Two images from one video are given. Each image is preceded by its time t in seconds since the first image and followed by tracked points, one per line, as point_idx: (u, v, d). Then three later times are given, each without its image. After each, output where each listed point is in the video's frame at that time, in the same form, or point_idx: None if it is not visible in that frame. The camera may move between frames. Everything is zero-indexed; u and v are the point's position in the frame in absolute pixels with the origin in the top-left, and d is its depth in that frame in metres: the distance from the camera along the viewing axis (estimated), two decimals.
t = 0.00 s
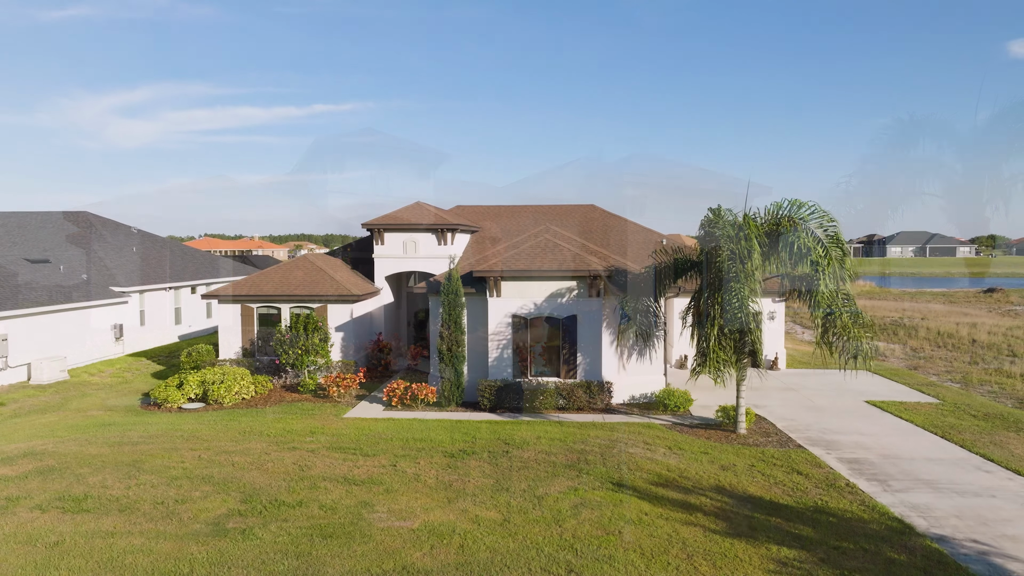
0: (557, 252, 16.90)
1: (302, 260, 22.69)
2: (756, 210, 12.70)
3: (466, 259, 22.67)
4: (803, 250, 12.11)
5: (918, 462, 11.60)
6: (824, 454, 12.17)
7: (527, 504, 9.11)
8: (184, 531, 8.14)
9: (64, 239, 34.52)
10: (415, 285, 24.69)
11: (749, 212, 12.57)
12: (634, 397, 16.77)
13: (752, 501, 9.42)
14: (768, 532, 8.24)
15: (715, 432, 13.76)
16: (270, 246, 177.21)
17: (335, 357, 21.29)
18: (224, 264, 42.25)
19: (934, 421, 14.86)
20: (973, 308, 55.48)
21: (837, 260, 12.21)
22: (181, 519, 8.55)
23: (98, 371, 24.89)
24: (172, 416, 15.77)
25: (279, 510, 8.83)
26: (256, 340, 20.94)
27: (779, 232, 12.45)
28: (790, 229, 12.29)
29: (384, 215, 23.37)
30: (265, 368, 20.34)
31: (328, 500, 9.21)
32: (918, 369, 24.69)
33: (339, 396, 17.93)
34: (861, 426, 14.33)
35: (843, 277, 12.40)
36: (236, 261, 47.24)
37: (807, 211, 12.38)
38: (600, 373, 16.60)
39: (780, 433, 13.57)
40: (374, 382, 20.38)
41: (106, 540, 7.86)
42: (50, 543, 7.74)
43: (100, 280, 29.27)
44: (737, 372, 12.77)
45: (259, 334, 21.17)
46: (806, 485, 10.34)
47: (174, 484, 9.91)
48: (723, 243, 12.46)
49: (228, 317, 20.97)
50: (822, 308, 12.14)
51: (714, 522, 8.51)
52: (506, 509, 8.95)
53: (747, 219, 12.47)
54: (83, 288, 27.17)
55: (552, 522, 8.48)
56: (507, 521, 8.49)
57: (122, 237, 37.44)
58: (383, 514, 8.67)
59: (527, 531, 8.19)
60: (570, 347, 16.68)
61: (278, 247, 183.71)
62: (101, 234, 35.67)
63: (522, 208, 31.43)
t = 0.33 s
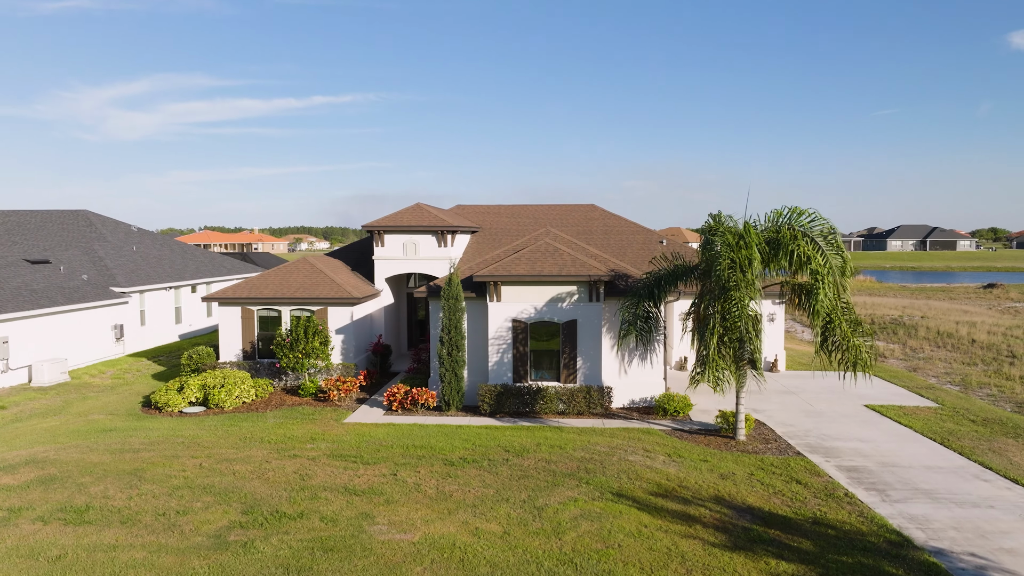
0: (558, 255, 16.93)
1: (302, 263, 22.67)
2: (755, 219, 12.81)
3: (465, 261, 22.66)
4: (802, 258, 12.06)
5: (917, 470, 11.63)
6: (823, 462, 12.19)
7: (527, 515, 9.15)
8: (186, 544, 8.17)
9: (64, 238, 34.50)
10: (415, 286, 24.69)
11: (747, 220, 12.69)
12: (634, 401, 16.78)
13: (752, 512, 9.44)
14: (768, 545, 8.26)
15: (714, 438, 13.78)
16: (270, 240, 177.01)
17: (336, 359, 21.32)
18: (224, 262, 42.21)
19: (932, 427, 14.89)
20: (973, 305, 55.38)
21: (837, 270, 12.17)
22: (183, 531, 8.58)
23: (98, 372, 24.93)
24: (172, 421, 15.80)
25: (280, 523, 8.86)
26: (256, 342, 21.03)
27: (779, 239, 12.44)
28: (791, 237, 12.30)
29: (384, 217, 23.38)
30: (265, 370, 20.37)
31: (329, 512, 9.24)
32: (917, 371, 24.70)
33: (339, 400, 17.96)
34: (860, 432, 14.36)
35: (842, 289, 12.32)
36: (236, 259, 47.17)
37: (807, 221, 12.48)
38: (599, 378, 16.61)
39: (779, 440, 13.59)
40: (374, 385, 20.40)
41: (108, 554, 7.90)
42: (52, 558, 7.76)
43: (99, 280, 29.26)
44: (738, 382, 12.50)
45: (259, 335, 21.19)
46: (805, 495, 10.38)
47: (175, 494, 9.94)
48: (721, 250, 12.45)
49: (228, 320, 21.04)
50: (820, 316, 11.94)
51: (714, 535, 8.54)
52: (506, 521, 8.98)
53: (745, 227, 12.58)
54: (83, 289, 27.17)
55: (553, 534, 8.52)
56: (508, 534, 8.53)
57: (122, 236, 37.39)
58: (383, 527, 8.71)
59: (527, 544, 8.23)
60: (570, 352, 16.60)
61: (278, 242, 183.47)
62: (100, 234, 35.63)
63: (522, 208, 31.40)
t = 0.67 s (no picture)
0: (558, 260, 16.94)
1: (302, 266, 22.67)
2: (756, 227, 12.81)
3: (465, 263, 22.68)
4: (802, 267, 12.08)
5: (915, 479, 11.70)
6: (822, 470, 12.24)
7: (528, 527, 9.19)
8: (188, 558, 8.23)
9: (64, 238, 34.53)
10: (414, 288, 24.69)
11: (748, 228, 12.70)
12: (634, 406, 16.83)
13: (751, 524, 9.50)
14: (767, 560, 8.30)
15: (713, 445, 13.81)
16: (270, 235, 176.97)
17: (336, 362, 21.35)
18: (224, 260, 42.23)
19: (932, 433, 14.93)
20: (974, 303, 55.35)
21: (836, 280, 12.20)
22: (185, 544, 8.64)
23: (99, 373, 24.99)
24: (174, 426, 15.85)
25: (282, 535, 8.91)
26: (258, 345, 21.14)
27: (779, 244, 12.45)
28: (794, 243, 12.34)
29: (384, 219, 23.38)
30: (266, 374, 20.42)
31: (330, 523, 9.30)
32: (917, 373, 24.71)
33: (340, 405, 18.04)
34: (859, 438, 14.43)
35: (842, 299, 12.33)
36: (236, 257, 47.17)
37: (808, 228, 12.51)
38: (599, 383, 16.64)
39: (778, 447, 13.64)
40: (375, 388, 20.47)
41: (111, 568, 7.95)
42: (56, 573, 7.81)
43: (100, 281, 29.28)
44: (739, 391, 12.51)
45: (259, 338, 21.23)
46: (804, 505, 10.43)
47: (178, 505, 9.99)
48: (721, 255, 12.46)
49: (229, 324, 21.09)
50: (820, 326, 11.95)
51: (713, 549, 8.59)
52: (506, 533, 9.02)
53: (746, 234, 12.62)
54: (84, 290, 27.20)
55: (552, 548, 8.56)
56: (509, 547, 8.56)
57: (122, 235, 37.42)
58: (385, 539, 8.76)
59: (527, 558, 8.27)
60: (570, 357, 16.63)
61: (278, 237, 183.37)
62: (100, 233, 35.63)
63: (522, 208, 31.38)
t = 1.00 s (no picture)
0: (558, 265, 16.93)
1: (302, 268, 22.68)
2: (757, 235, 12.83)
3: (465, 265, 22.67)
4: (802, 276, 12.09)
5: (914, 488, 11.75)
6: (821, 478, 12.28)
7: (528, 540, 9.24)
8: (191, 573, 8.28)
9: (64, 237, 34.55)
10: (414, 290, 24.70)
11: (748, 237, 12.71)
12: (634, 410, 16.87)
13: (751, 536, 9.54)
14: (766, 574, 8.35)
15: (713, 452, 13.83)
16: (270, 229, 176.98)
17: (336, 365, 21.38)
18: (224, 259, 42.23)
19: (930, 439, 14.98)
20: (973, 299, 55.46)
21: (836, 288, 12.21)
22: (188, 557, 8.69)
23: (100, 375, 25.02)
24: (176, 432, 15.89)
25: (284, 548, 8.96)
26: (259, 348, 21.19)
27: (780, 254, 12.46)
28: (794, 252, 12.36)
29: (384, 221, 23.37)
30: (267, 377, 20.46)
31: (332, 535, 9.35)
32: (916, 374, 24.74)
33: (341, 409, 18.13)
34: (858, 444, 14.48)
35: (842, 307, 12.34)
36: (236, 255, 47.17)
37: (808, 237, 12.52)
38: (599, 388, 16.67)
39: (777, 454, 13.69)
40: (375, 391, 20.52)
41: None
42: None
43: (100, 282, 29.27)
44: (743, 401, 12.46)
45: (260, 341, 21.28)
46: (803, 516, 10.48)
47: (180, 516, 10.04)
48: (723, 266, 12.48)
49: (230, 327, 21.14)
50: (820, 336, 11.96)
51: (713, 563, 8.63)
52: (507, 546, 9.07)
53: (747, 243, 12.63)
54: (84, 291, 27.22)
55: (552, 561, 8.61)
56: (509, 561, 8.62)
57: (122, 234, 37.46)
58: (386, 552, 8.82)
59: (528, 572, 8.33)
60: (570, 362, 16.67)
61: (278, 230, 183.30)
62: (100, 233, 35.60)
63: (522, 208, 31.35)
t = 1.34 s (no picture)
0: (559, 270, 16.94)
1: (302, 270, 22.70)
2: (756, 246, 12.87)
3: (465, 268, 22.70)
4: (802, 286, 12.11)
5: (912, 497, 11.81)
6: (820, 487, 12.34)
7: (530, 553, 9.30)
8: None
9: (64, 237, 34.56)
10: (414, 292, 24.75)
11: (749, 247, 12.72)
12: (634, 415, 16.94)
13: (750, 549, 9.60)
14: None
15: (712, 460, 13.90)
16: (270, 223, 176.84)
17: (337, 368, 21.42)
18: (224, 257, 42.21)
19: (929, 445, 15.04)
20: (973, 296, 55.44)
21: (836, 298, 12.24)
22: (191, 572, 8.75)
23: (102, 377, 25.07)
24: (177, 438, 15.96)
25: (287, 561, 9.03)
26: (261, 352, 21.27)
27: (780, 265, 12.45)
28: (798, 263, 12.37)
29: (384, 224, 23.38)
30: (268, 380, 20.53)
31: (334, 548, 9.42)
32: (915, 376, 24.77)
33: (343, 413, 18.22)
34: (857, 450, 14.56)
35: (841, 316, 12.37)
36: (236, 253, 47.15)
37: (808, 247, 12.54)
38: (599, 394, 16.72)
39: (776, 461, 13.77)
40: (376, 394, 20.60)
41: None
42: None
43: (101, 283, 29.28)
44: (745, 411, 12.50)
45: (262, 344, 21.33)
46: (802, 526, 10.54)
47: (183, 528, 10.09)
48: (725, 277, 12.49)
49: (232, 331, 21.21)
50: (820, 346, 11.99)
51: None
52: (508, 559, 9.13)
53: (747, 254, 12.65)
54: (85, 292, 27.23)
55: None
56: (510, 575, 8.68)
57: (122, 234, 37.48)
58: (387, 566, 8.89)
59: None
60: (570, 368, 16.74)
61: (278, 223, 183.15)
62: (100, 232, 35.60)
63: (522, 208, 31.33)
